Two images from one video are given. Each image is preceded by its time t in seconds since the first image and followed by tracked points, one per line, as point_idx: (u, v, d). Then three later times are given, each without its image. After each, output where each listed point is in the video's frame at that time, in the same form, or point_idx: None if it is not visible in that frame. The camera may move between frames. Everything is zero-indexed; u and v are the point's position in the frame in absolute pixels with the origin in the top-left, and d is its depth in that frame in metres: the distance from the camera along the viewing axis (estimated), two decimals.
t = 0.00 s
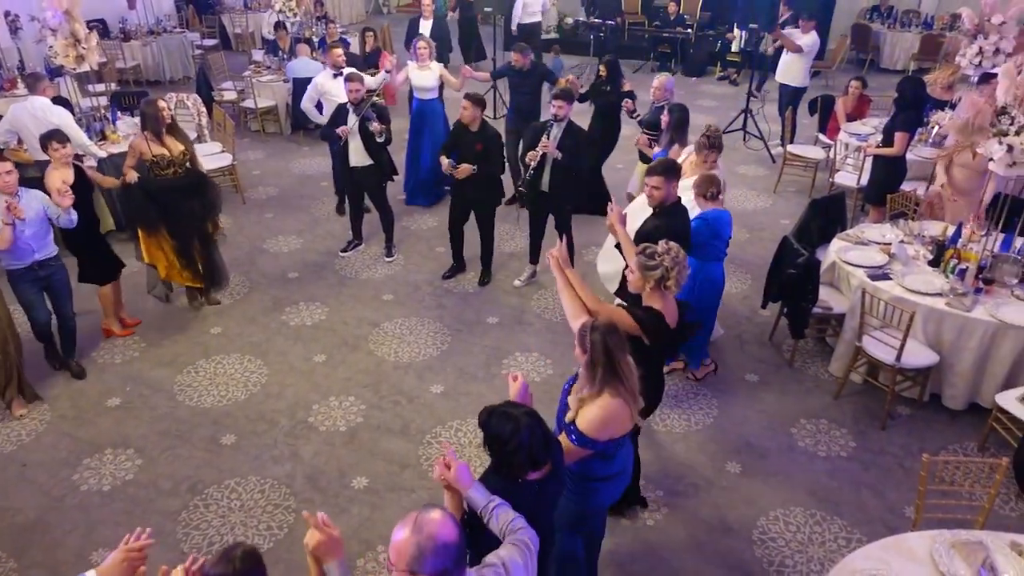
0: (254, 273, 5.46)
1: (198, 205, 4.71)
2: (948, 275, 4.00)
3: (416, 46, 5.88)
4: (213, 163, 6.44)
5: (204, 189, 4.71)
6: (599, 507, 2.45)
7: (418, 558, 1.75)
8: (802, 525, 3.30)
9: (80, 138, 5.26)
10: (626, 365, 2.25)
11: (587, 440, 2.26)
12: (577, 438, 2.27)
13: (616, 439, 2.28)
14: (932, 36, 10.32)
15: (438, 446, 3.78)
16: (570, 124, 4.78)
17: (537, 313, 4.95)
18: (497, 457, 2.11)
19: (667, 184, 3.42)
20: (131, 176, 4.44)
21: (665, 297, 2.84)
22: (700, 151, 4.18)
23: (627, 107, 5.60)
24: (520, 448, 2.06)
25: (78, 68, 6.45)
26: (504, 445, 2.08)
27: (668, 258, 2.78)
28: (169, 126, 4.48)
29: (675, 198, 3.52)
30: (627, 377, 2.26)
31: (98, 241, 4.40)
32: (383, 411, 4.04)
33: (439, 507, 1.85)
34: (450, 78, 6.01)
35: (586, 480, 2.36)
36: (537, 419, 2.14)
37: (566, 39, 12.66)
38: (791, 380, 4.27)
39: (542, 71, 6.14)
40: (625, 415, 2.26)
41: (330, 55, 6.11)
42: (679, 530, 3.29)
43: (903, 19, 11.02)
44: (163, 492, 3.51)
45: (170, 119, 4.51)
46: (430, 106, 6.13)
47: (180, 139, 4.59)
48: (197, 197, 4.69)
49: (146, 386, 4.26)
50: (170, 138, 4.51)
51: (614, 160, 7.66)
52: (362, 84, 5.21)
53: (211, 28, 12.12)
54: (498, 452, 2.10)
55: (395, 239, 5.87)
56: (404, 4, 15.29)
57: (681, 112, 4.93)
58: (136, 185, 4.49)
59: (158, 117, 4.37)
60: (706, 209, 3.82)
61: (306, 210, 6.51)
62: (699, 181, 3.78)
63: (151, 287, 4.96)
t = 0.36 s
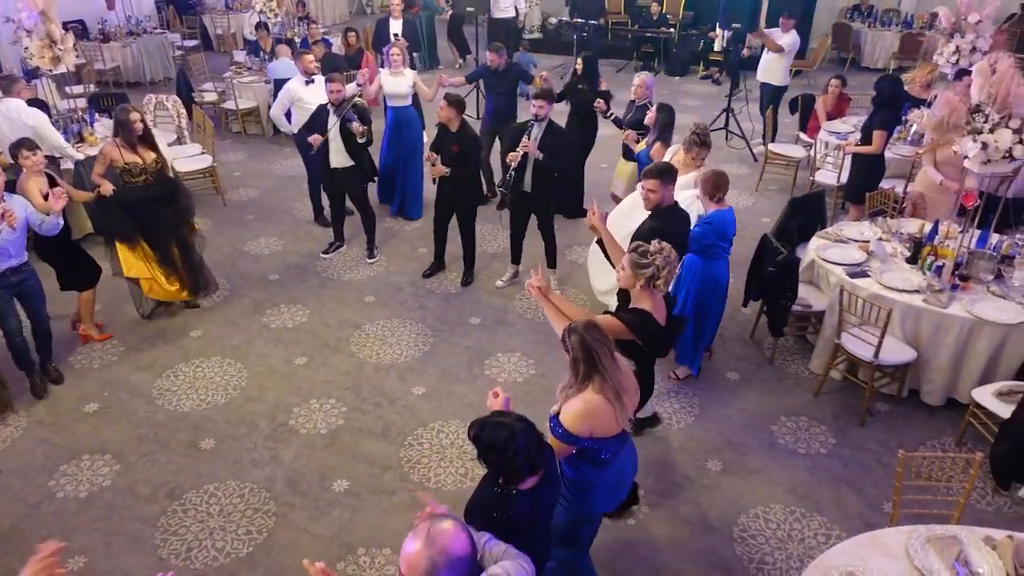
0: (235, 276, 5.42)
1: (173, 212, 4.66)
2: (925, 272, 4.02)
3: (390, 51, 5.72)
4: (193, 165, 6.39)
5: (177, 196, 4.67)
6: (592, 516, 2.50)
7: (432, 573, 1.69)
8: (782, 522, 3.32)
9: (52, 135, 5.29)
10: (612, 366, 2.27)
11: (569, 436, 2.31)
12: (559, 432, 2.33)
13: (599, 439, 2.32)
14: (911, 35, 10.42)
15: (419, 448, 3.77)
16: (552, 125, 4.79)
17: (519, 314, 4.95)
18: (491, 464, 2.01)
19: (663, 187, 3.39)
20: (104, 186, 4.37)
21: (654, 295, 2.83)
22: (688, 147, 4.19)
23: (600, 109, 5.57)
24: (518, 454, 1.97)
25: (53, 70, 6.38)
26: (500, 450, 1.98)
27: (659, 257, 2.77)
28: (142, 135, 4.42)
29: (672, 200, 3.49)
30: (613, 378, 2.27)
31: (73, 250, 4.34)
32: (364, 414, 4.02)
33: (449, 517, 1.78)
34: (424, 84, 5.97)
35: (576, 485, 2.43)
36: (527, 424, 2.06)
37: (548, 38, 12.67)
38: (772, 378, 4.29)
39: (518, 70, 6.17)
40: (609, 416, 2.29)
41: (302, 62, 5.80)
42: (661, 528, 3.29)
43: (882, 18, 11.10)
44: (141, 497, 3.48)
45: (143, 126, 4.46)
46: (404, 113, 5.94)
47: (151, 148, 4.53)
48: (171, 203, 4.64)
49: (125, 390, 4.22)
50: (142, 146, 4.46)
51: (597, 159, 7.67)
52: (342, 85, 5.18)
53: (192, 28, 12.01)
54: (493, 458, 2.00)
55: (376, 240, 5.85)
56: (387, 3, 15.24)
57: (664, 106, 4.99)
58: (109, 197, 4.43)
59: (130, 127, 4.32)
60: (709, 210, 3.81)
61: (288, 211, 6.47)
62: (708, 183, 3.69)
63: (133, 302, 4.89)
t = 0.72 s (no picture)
0: (216, 279, 5.39)
1: (134, 216, 4.68)
2: (904, 269, 4.04)
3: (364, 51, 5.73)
4: (173, 168, 6.34)
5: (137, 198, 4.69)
6: (610, 533, 2.50)
7: None
8: (762, 520, 3.33)
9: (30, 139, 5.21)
10: (629, 387, 2.23)
11: (584, 455, 2.27)
12: (575, 452, 2.29)
13: (615, 461, 2.28)
14: (892, 35, 10.50)
15: (401, 450, 3.76)
16: (533, 125, 4.78)
17: (502, 315, 4.94)
18: (497, 493, 1.96)
19: (672, 194, 3.39)
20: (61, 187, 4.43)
21: (668, 301, 2.85)
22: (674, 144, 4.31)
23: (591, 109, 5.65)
24: (523, 477, 1.93)
25: (30, 72, 6.31)
26: (505, 475, 1.94)
27: (665, 261, 2.78)
28: (98, 141, 4.56)
29: (681, 205, 3.49)
30: (630, 400, 2.23)
31: (37, 250, 4.31)
32: (345, 417, 4.00)
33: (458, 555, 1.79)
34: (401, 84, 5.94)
35: (592, 501, 2.42)
36: (528, 445, 2.02)
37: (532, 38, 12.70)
38: (753, 376, 4.31)
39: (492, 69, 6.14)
40: (626, 437, 2.25)
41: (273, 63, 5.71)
42: (642, 528, 3.30)
43: (864, 17, 11.17)
44: (120, 503, 3.45)
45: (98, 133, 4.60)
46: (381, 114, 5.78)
47: (112, 156, 4.66)
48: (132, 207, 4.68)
49: (104, 395, 4.18)
50: (99, 151, 4.58)
51: (581, 160, 7.69)
52: (323, 86, 5.13)
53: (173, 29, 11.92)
54: (498, 486, 1.95)
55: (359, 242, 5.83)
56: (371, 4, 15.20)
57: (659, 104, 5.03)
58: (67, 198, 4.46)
59: (82, 130, 4.45)
60: (714, 208, 3.94)
61: (271, 214, 6.44)
62: (711, 181, 3.86)
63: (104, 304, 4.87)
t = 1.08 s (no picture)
0: (197, 282, 5.35)
1: (80, 215, 4.74)
2: (881, 267, 4.08)
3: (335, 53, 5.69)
4: (152, 170, 6.28)
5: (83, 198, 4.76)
6: (639, 544, 2.40)
7: None
8: (743, 517, 3.35)
9: None
10: (652, 389, 2.16)
11: (617, 466, 2.15)
12: (606, 463, 2.17)
13: (651, 468, 2.17)
14: (872, 34, 10.58)
15: (383, 452, 3.75)
16: (513, 125, 4.78)
17: (485, 315, 4.94)
18: (506, 511, 1.88)
19: (682, 194, 3.34)
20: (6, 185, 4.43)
21: (673, 292, 2.87)
22: (669, 138, 4.34)
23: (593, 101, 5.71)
24: (529, 487, 1.86)
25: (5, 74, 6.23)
26: (509, 489, 1.86)
27: (650, 253, 2.80)
28: (43, 138, 4.57)
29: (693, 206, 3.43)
30: (657, 402, 2.15)
31: None
32: (326, 420, 3.98)
33: None
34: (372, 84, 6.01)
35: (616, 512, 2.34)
36: (529, 456, 1.94)
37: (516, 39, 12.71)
38: (735, 375, 4.33)
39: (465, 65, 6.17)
40: (660, 441, 2.15)
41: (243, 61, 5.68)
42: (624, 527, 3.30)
43: (845, 16, 11.25)
44: (98, 510, 3.41)
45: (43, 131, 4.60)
46: (352, 115, 5.86)
47: (56, 153, 4.66)
48: (79, 207, 4.74)
49: (82, 401, 4.14)
50: (46, 150, 4.59)
51: (564, 160, 7.69)
52: (303, 87, 5.07)
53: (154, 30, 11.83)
54: (506, 503, 1.87)
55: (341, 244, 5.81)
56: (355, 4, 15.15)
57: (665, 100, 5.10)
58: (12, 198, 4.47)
59: (27, 128, 4.47)
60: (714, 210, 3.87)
61: (253, 216, 6.40)
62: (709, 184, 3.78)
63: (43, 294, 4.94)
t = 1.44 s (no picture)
0: (177, 285, 5.31)
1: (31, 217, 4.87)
2: (860, 265, 4.12)
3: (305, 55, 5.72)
4: (131, 173, 6.23)
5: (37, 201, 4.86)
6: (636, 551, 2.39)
7: None
8: (725, 515, 3.36)
9: None
10: (656, 397, 2.13)
11: (606, 466, 2.15)
12: (594, 463, 2.16)
13: (635, 473, 2.16)
14: (852, 33, 10.66)
15: (364, 454, 3.73)
16: (494, 125, 4.77)
17: (468, 316, 4.93)
18: (510, 522, 1.85)
19: (688, 192, 3.35)
20: None
21: (672, 286, 2.87)
22: (665, 130, 4.35)
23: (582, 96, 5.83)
24: (533, 497, 1.83)
25: None
26: (514, 499, 1.83)
27: (643, 250, 2.80)
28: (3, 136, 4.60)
29: (699, 204, 3.40)
30: (656, 411, 2.13)
31: None
32: (307, 423, 3.96)
33: None
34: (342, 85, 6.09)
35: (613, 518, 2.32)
36: (533, 469, 1.91)
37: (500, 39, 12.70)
38: (716, 373, 4.34)
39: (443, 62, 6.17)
40: (647, 447, 2.14)
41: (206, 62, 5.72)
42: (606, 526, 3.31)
43: (826, 16, 11.32)
44: (74, 517, 3.38)
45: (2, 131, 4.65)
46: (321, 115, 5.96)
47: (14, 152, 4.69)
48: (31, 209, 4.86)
49: (59, 406, 4.09)
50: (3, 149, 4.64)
51: (548, 160, 7.69)
52: (282, 88, 5.07)
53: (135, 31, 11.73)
54: (511, 514, 1.84)
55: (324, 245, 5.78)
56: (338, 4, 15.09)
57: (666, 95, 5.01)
58: None
59: None
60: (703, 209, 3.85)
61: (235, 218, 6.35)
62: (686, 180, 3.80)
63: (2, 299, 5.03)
